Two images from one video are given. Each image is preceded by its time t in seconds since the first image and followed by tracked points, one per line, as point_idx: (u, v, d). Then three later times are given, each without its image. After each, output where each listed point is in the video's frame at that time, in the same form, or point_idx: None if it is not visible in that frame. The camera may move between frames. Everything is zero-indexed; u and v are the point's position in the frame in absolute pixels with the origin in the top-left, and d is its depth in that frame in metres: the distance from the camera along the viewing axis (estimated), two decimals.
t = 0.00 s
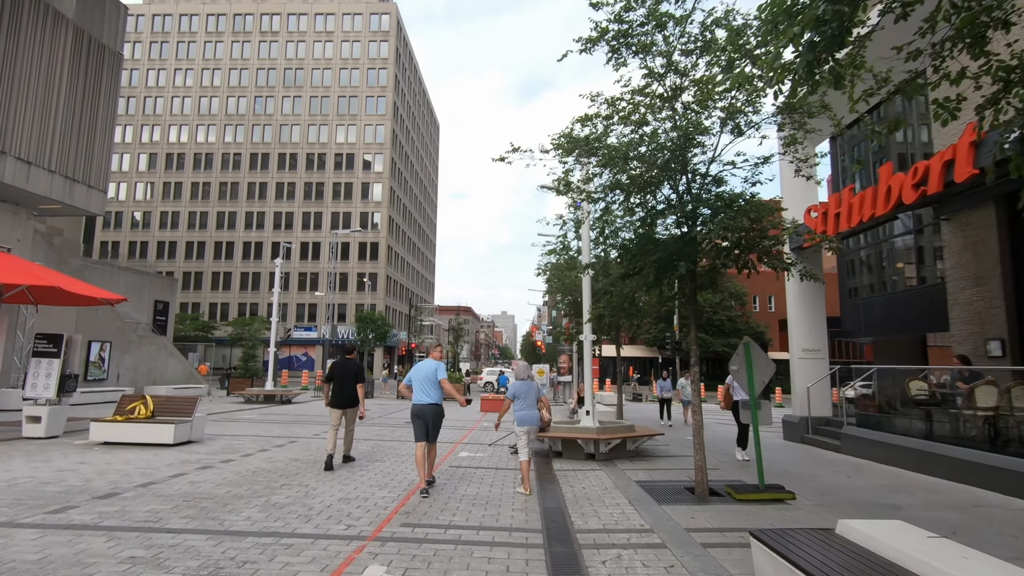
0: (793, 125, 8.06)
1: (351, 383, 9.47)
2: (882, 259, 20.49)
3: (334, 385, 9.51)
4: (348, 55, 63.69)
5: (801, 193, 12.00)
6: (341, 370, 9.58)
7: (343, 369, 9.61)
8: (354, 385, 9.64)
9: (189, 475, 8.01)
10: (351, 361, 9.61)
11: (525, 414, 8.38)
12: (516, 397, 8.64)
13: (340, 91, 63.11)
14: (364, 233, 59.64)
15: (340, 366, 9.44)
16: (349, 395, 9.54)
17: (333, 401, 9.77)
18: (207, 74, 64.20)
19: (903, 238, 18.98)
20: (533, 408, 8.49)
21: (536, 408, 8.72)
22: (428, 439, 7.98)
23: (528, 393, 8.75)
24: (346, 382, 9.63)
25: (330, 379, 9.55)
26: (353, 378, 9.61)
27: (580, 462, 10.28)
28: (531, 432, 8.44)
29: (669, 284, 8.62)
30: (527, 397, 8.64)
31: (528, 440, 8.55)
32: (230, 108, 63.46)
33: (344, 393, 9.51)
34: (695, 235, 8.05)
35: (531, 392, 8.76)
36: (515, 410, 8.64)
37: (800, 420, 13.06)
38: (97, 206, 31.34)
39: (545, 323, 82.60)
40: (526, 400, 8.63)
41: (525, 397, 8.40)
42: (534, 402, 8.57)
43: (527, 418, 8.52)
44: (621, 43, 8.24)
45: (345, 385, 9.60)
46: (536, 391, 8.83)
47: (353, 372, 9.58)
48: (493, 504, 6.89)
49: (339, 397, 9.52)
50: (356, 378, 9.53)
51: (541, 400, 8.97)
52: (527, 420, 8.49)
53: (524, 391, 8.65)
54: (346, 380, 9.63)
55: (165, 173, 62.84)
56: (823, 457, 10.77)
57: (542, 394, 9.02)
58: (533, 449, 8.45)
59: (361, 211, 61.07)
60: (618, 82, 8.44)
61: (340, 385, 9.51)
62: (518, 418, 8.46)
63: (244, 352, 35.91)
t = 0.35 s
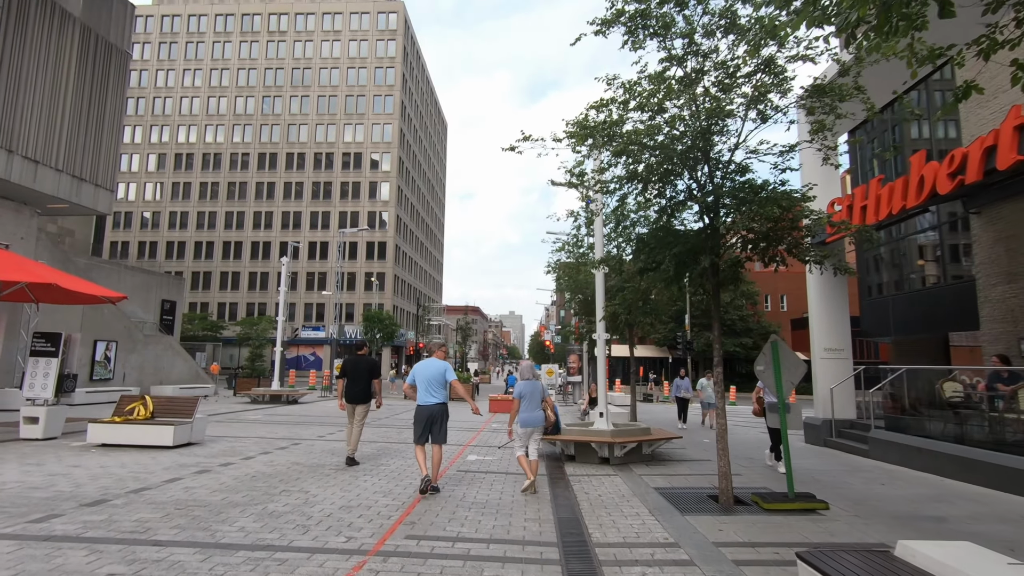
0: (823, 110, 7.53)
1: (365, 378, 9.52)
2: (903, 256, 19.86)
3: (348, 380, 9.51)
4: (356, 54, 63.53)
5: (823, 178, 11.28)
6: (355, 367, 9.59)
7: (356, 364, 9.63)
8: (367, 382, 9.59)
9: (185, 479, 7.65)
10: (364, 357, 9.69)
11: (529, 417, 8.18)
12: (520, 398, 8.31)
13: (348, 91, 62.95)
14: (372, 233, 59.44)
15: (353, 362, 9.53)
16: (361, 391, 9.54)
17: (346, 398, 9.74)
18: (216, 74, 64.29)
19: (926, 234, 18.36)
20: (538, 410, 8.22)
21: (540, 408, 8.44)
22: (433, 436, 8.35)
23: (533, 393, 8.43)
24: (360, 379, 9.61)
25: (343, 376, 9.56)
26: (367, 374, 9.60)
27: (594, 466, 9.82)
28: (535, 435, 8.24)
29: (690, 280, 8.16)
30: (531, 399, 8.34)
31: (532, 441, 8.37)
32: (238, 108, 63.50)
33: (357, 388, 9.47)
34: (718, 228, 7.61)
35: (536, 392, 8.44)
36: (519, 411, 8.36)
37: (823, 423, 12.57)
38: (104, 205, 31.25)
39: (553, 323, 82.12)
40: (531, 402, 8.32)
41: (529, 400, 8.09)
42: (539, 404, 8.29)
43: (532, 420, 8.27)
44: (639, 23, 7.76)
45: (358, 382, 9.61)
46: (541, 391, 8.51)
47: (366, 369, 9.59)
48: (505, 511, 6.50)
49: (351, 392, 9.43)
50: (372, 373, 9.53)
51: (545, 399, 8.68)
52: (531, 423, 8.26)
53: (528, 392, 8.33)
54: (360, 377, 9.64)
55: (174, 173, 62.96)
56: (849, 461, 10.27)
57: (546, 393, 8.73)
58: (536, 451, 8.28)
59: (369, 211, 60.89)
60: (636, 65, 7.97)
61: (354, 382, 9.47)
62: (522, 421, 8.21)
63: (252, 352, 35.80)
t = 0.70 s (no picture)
0: (854, 93, 6.98)
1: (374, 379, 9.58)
2: (921, 253, 19.20)
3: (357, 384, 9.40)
4: (359, 53, 63.25)
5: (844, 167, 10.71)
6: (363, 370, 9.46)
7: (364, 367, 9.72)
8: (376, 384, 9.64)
9: (178, 485, 7.25)
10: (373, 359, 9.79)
11: (531, 420, 8.10)
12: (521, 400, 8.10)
13: (351, 89, 62.64)
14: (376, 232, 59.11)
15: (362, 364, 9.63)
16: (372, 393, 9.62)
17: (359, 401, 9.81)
18: (219, 74, 64.08)
19: (943, 231, 17.73)
20: (539, 413, 8.11)
21: (539, 409, 8.30)
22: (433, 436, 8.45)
23: (533, 394, 8.25)
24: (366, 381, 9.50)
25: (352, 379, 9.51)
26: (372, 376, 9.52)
27: (608, 471, 9.36)
28: (536, 437, 8.17)
29: (712, 274, 7.72)
30: (532, 401, 8.19)
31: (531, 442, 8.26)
32: (241, 107, 63.26)
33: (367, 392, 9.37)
34: (742, 217, 7.18)
35: (536, 393, 8.29)
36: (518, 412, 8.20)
37: (844, 426, 12.07)
38: (106, 203, 31.00)
39: (557, 323, 81.60)
40: (532, 404, 8.18)
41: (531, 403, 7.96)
42: (540, 407, 8.19)
43: (533, 422, 8.18)
44: None
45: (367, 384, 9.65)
46: (541, 391, 8.33)
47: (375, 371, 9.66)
48: (517, 522, 6.05)
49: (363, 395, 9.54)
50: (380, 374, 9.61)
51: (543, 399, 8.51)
52: (531, 425, 8.17)
53: (528, 395, 8.12)
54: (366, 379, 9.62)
55: (178, 172, 62.78)
56: (874, 467, 9.78)
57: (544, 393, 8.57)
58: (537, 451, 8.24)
59: (373, 210, 60.58)
60: (653, 45, 7.54)
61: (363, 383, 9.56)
62: (523, 424, 8.09)
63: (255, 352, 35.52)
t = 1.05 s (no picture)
0: (896, 70, 6.50)
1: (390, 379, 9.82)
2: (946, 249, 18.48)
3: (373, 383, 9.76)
4: (367, 52, 63.10)
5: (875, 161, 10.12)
6: (380, 370, 9.83)
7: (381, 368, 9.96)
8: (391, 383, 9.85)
9: (177, 490, 6.89)
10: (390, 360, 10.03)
11: (529, 414, 8.18)
12: (519, 396, 8.24)
13: (359, 88, 62.47)
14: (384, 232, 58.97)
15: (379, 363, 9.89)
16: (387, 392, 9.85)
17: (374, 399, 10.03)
18: (228, 74, 64.13)
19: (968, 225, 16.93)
20: (537, 407, 8.18)
21: (539, 405, 8.40)
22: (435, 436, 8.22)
23: (534, 391, 8.41)
24: (383, 380, 9.90)
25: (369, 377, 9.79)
26: (389, 375, 9.95)
27: (628, 475, 8.90)
28: (534, 433, 8.16)
29: (741, 265, 7.25)
30: (531, 397, 8.32)
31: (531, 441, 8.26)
32: (250, 107, 63.25)
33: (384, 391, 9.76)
34: (775, 203, 6.71)
35: (537, 390, 8.43)
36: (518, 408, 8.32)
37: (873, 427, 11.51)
38: (114, 202, 30.91)
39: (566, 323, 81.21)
40: (531, 399, 8.31)
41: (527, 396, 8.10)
42: (538, 402, 8.28)
43: (531, 419, 8.22)
44: None
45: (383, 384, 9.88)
46: (541, 388, 8.49)
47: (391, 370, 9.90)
48: (537, 532, 5.61)
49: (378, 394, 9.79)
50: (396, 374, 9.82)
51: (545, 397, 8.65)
52: (531, 421, 8.20)
53: (528, 390, 8.28)
54: (383, 378, 10.13)
55: (187, 172, 62.89)
56: (908, 471, 9.28)
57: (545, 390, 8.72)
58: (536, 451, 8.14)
59: (381, 209, 60.42)
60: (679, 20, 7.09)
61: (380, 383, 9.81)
62: (522, 418, 8.14)
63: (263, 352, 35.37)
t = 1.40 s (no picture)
0: (960, 46, 5.85)
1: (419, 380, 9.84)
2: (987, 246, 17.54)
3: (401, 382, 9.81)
4: (383, 52, 63.20)
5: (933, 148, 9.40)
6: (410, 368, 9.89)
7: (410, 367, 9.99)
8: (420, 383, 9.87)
9: (186, 498, 6.57)
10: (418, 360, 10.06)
11: (546, 419, 8.13)
12: (535, 400, 8.27)
13: (375, 89, 62.57)
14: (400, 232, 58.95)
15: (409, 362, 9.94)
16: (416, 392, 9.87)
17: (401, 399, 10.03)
18: (246, 76, 64.67)
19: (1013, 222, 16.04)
20: (553, 411, 8.15)
21: (556, 409, 8.37)
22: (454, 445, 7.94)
23: (549, 395, 8.40)
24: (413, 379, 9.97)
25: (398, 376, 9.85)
26: (418, 374, 10.01)
27: (658, 484, 8.39)
28: (551, 437, 8.07)
29: (785, 259, 6.67)
30: (547, 401, 8.31)
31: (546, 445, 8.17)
32: (268, 109, 63.67)
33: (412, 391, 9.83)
34: (823, 192, 6.12)
35: (553, 394, 8.40)
36: (535, 413, 8.33)
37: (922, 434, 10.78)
38: (135, 204, 31.15)
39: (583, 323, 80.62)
40: (547, 404, 8.30)
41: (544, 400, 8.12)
42: (555, 406, 8.24)
43: (547, 422, 8.18)
44: None
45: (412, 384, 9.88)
46: (557, 392, 8.46)
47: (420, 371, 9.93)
48: (567, 551, 5.14)
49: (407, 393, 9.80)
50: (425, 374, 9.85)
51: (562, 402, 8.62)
52: (547, 424, 8.15)
53: (543, 394, 8.30)
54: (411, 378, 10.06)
55: (207, 175, 63.49)
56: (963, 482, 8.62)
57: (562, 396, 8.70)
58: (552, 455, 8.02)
59: (397, 210, 60.43)
60: None
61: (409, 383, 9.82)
62: (539, 422, 8.10)
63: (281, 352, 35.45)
